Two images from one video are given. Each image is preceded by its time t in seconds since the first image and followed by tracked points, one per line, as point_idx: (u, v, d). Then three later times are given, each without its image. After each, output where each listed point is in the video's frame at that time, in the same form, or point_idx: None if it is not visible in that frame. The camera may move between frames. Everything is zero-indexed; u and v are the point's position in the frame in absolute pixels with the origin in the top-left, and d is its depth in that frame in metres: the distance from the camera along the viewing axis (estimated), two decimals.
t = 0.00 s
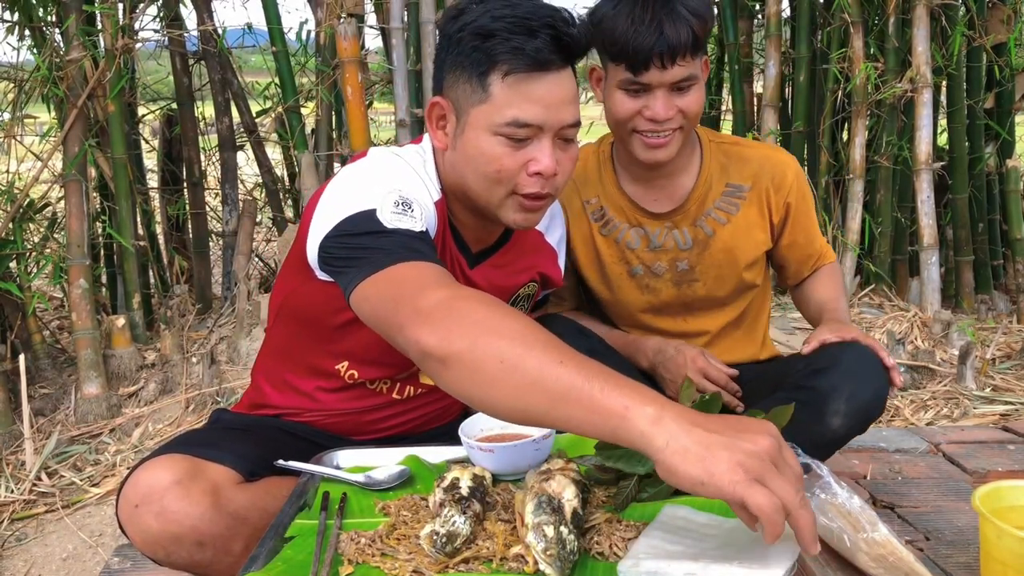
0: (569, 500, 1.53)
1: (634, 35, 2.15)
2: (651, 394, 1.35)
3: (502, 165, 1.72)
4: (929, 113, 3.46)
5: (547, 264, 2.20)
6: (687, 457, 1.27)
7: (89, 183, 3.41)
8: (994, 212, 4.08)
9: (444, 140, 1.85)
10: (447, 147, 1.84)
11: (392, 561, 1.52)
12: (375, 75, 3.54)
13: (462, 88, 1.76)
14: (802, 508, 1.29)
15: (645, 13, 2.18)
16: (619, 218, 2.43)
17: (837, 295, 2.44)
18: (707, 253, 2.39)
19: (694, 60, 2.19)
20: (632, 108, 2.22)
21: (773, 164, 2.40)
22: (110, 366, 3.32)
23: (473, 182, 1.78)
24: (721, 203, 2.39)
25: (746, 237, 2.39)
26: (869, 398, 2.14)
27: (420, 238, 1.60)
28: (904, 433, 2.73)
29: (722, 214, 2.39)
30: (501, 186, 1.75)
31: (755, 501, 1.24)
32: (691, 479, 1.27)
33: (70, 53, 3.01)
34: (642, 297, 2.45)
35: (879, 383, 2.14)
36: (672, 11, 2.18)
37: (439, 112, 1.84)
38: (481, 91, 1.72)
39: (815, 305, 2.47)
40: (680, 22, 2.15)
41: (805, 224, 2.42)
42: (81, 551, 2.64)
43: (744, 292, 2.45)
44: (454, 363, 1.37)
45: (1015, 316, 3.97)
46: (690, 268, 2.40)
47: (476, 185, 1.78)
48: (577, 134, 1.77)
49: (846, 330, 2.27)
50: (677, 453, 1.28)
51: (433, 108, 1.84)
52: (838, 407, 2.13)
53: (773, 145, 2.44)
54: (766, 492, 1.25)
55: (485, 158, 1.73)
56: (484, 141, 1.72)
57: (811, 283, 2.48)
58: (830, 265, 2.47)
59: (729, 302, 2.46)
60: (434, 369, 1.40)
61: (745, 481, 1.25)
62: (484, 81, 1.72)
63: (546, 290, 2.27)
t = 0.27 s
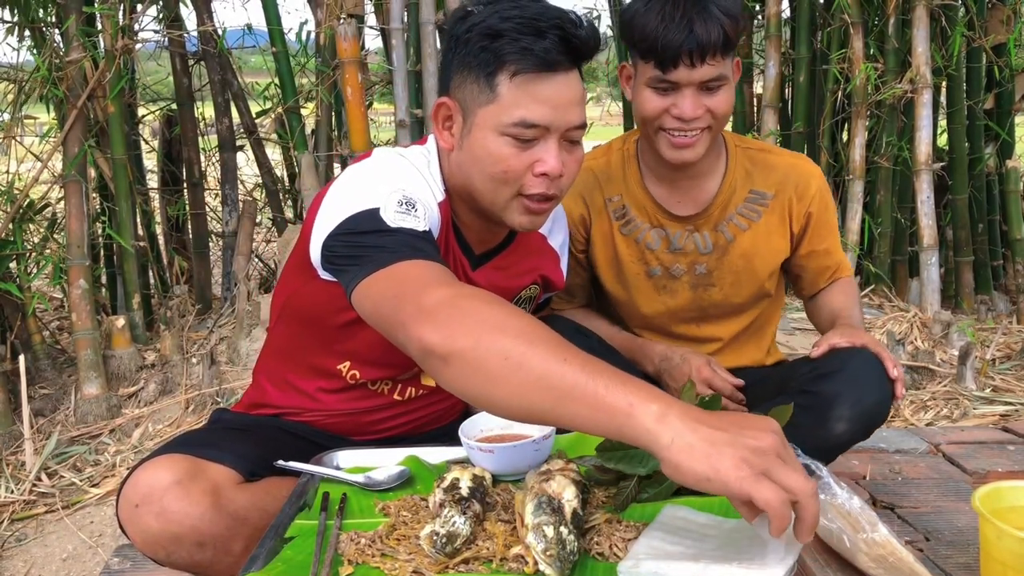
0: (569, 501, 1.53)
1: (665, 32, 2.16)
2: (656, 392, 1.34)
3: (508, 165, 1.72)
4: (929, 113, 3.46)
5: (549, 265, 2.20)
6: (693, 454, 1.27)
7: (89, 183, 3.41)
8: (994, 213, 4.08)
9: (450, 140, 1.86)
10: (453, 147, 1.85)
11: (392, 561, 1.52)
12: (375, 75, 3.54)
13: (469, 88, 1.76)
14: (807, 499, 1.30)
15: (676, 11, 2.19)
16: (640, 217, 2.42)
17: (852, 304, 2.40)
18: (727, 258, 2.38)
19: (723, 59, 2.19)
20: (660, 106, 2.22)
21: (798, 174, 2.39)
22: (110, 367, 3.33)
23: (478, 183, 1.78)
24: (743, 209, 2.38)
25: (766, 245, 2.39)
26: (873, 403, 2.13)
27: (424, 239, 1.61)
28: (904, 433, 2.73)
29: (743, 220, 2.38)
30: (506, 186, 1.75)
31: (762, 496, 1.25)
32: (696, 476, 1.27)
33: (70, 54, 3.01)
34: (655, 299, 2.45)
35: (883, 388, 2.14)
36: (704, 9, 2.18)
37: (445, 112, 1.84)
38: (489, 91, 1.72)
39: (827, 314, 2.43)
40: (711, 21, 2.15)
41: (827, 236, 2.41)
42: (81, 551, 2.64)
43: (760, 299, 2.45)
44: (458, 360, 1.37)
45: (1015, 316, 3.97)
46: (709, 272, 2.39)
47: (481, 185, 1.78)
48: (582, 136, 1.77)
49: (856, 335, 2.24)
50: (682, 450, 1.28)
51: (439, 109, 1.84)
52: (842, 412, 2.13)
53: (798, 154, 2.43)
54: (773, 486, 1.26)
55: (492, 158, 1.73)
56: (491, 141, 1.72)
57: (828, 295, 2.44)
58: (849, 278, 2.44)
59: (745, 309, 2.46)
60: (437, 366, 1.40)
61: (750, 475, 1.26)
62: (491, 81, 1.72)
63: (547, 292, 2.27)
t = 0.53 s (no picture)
0: (569, 500, 1.53)
1: (683, 31, 2.16)
2: (663, 390, 1.35)
3: (513, 164, 1.71)
4: (929, 113, 3.46)
5: (552, 266, 2.20)
6: (702, 452, 1.27)
7: (89, 183, 3.41)
8: (994, 212, 4.08)
9: (454, 140, 1.85)
10: (457, 147, 1.84)
11: (392, 561, 1.52)
12: (375, 75, 3.53)
13: (475, 87, 1.75)
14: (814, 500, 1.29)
15: (697, 8, 2.18)
16: (654, 210, 2.42)
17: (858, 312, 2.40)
18: (738, 257, 2.38)
19: (742, 60, 2.19)
20: (677, 103, 2.22)
21: (812, 178, 2.38)
22: (110, 366, 3.33)
23: (483, 182, 1.78)
24: (755, 209, 2.38)
25: (777, 246, 2.38)
26: (873, 402, 2.13)
27: (429, 238, 1.61)
28: (904, 433, 2.73)
29: (755, 220, 2.37)
30: (511, 185, 1.74)
31: (771, 495, 1.24)
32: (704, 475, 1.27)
33: (70, 53, 3.01)
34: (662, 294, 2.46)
35: (883, 388, 2.13)
36: (725, 9, 2.17)
37: (449, 112, 1.84)
38: (495, 90, 1.72)
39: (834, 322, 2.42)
40: (731, 21, 2.15)
41: (838, 241, 2.40)
42: (81, 551, 2.64)
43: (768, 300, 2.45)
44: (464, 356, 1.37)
45: (1015, 316, 3.97)
46: (719, 270, 2.39)
47: (486, 185, 1.78)
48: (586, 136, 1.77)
49: (859, 334, 2.22)
50: (691, 447, 1.28)
51: (444, 108, 1.84)
52: (841, 410, 2.13)
53: (811, 158, 2.43)
54: (781, 485, 1.25)
55: (497, 158, 1.72)
56: (496, 140, 1.71)
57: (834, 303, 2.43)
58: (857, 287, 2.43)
59: (751, 309, 2.45)
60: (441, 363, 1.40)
61: (758, 475, 1.25)
62: (497, 80, 1.72)
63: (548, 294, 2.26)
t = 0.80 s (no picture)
0: (569, 501, 1.53)
1: (679, 33, 2.15)
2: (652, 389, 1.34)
3: (523, 167, 1.71)
4: (929, 113, 3.45)
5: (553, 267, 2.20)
6: (690, 442, 1.27)
7: (88, 183, 3.40)
8: (994, 213, 4.08)
9: (461, 142, 1.85)
10: (465, 149, 1.84)
11: (392, 561, 1.52)
12: (375, 75, 3.53)
13: (484, 89, 1.75)
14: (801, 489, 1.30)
15: (692, 10, 2.18)
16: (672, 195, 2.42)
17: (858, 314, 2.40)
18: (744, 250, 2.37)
19: (739, 60, 2.17)
20: (676, 104, 2.22)
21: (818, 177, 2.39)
22: (110, 366, 3.32)
23: (492, 185, 1.78)
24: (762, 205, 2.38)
25: (782, 242, 2.38)
26: (873, 401, 2.13)
27: (425, 239, 1.61)
28: (904, 433, 2.73)
29: (761, 215, 2.37)
30: (520, 188, 1.74)
31: (763, 479, 1.25)
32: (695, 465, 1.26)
33: (70, 53, 3.01)
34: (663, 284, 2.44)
35: (883, 387, 2.14)
36: (721, 10, 2.16)
37: (458, 114, 1.84)
38: (505, 92, 1.72)
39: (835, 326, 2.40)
40: (726, 21, 2.13)
41: (841, 240, 2.41)
42: (81, 551, 2.64)
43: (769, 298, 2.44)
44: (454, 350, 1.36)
45: (1015, 316, 3.97)
46: (724, 263, 2.38)
47: (494, 188, 1.77)
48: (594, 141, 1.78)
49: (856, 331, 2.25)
50: (680, 441, 1.27)
51: (453, 110, 1.83)
52: (842, 409, 2.12)
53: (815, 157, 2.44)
54: (772, 469, 1.27)
55: (507, 160, 1.72)
56: (506, 142, 1.71)
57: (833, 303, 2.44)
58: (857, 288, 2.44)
59: (752, 304, 2.43)
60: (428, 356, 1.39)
61: (751, 459, 1.26)
62: (507, 83, 1.71)
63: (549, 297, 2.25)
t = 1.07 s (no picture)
0: (569, 501, 1.53)
1: (695, 28, 2.14)
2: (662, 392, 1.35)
3: (525, 170, 1.71)
4: (929, 113, 3.45)
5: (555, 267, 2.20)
6: (702, 451, 1.27)
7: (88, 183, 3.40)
8: (994, 212, 4.07)
9: (464, 143, 1.84)
10: (468, 150, 1.83)
11: (392, 561, 1.52)
12: (374, 75, 3.53)
13: (488, 91, 1.75)
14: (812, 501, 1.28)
15: (705, 7, 2.17)
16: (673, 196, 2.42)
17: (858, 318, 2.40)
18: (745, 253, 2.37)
19: (753, 57, 2.17)
20: (689, 102, 2.21)
21: (820, 179, 2.39)
22: (110, 366, 3.32)
23: (494, 187, 1.77)
24: (764, 207, 2.37)
25: (784, 245, 2.37)
26: (875, 401, 2.13)
27: (430, 240, 1.61)
28: (904, 433, 2.73)
29: (763, 218, 2.37)
30: (522, 191, 1.74)
31: (772, 492, 1.24)
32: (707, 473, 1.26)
33: (70, 53, 3.01)
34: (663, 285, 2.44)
35: (884, 386, 2.14)
36: (734, 6, 2.16)
37: (460, 115, 1.83)
38: (509, 94, 1.71)
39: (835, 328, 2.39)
40: (741, 17, 2.13)
41: (842, 243, 2.41)
42: (80, 551, 2.63)
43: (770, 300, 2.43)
44: (463, 349, 1.36)
45: (1015, 316, 3.97)
46: (724, 265, 2.38)
47: (496, 190, 1.77)
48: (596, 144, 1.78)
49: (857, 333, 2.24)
50: (690, 448, 1.28)
51: (455, 111, 1.83)
52: (843, 408, 2.12)
53: (819, 160, 2.44)
54: (781, 481, 1.25)
55: (508, 162, 1.71)
56: (508, 145, 1.71)
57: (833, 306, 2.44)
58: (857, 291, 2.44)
59: (752, 306, 2.44)
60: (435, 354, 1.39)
61: (758, 471, 1.25)
62: (510, 85, 1.71)
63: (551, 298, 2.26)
